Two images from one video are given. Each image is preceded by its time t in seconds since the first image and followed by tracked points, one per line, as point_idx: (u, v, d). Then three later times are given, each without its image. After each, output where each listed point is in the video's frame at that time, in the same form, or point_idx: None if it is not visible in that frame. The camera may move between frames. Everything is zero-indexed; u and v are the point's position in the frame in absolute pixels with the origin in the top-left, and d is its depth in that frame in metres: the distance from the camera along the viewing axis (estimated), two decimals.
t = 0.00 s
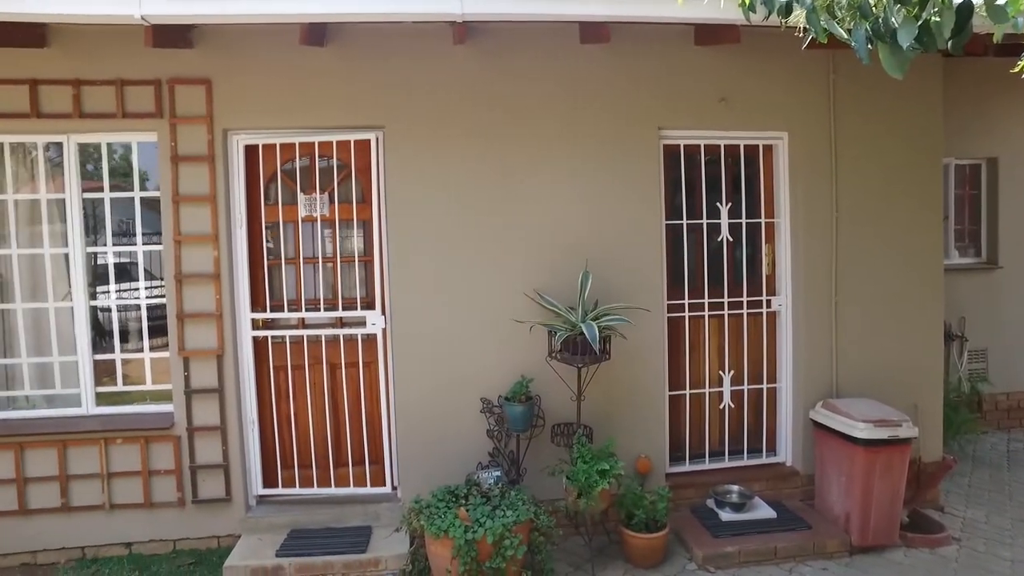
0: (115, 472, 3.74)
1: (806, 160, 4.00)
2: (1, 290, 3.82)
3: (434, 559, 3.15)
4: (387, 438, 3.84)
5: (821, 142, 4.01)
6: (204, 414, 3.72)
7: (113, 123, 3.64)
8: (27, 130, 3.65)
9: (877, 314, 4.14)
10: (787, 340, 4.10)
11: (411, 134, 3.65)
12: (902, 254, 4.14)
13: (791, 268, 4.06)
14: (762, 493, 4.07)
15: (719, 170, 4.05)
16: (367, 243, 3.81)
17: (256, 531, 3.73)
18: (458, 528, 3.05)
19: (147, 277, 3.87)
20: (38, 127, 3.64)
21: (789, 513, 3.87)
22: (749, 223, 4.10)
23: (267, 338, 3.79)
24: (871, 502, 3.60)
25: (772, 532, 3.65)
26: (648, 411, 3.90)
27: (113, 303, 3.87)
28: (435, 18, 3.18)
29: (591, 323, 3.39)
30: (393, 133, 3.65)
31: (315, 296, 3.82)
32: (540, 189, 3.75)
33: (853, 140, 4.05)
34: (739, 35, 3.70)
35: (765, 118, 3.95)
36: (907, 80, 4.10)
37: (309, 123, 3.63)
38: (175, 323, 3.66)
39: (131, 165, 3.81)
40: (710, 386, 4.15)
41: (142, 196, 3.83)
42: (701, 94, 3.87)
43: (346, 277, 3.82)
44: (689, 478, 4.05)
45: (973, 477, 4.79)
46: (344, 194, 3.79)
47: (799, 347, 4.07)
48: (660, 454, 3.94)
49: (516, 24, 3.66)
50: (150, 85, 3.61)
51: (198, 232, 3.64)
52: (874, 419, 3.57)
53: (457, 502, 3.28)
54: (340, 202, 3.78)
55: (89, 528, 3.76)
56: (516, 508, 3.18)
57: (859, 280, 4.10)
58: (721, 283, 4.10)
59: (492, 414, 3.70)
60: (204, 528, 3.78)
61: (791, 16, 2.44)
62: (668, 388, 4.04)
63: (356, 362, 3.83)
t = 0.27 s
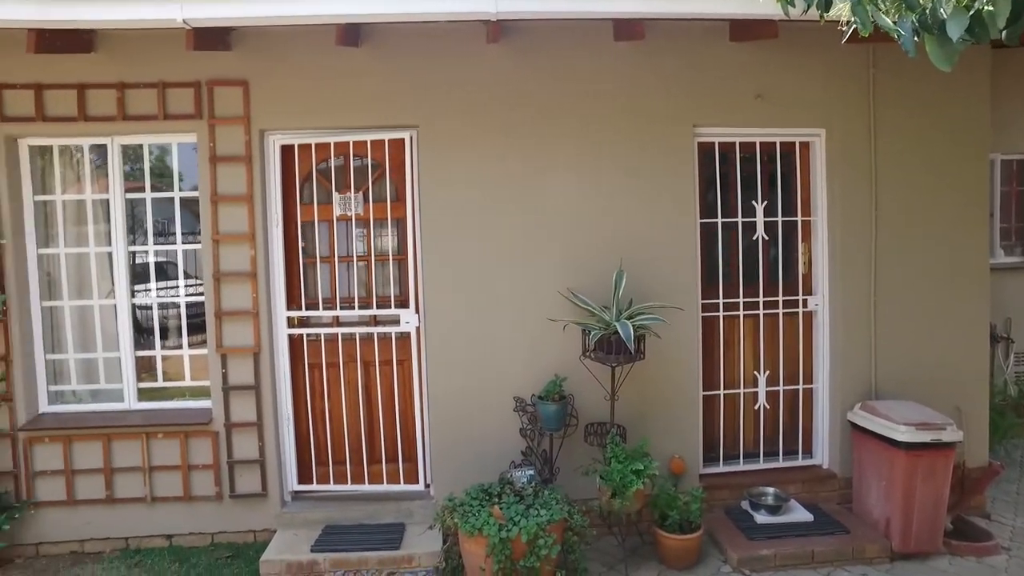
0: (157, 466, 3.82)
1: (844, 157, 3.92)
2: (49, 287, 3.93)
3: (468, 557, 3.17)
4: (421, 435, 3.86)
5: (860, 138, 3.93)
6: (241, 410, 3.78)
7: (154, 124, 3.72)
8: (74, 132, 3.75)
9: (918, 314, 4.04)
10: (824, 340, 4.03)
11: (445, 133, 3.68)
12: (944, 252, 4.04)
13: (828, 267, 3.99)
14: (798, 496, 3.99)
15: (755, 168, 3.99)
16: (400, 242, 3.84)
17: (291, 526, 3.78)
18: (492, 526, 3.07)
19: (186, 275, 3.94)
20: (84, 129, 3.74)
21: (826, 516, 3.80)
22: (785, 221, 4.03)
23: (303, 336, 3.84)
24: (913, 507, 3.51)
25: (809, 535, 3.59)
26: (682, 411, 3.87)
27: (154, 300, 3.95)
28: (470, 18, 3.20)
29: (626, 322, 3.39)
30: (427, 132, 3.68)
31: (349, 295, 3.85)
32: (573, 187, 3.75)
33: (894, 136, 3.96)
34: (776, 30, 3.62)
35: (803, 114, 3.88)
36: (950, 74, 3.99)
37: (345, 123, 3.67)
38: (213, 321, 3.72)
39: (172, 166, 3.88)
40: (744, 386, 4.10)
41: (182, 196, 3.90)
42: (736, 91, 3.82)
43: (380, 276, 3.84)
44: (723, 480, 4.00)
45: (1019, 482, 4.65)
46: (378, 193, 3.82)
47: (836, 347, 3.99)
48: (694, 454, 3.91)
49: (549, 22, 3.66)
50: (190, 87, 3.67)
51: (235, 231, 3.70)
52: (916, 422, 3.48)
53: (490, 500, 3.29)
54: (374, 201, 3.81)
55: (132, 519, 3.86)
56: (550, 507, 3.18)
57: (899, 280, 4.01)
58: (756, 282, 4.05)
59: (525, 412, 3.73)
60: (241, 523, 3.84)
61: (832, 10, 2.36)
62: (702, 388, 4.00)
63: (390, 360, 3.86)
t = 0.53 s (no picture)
0: (188, 462, 3.88)
1: (876, 154, 3.85)
2: (85, 285, 4.02)
3: (496, 555, 3.18)
4: (448, 433, 3.88)
5: (893, 135, 3.86)
6: (271, 408, 3.82)
7: (186, 125, 3.78)
8: (110, 133, 3.83)
9: (953, 314, 3.96)
10: (855, 341, 3.96)
11: (472, 133, 3.69)
12: (981, 251, 3.94)
13: (860, 266, 3.92)
14: (828, 499, 3.94)
15: (784, 166, 3.94)
16: (428, 241, 3.86)
17: (319, 522, 3.81)
18: (520, 525, 3.08)
19: (217, 274, 4.00)
20: (119, 130, 3.81)
21: (858, 520, 3.74)
22: (815, 220, 3.98)
23: (331, 334, 3.87)
24: (948, 512, 3.43)
25: (841, 538, 3.53)
26: (711, 411, 3.84)
27: (185, 298, 4.01)
28: (498, 17, 3.21)
29: (655, 322, 3.37)
30: (454, 132, 3.69)
31: (376, 293, 3.87)
32: (600, 186, 3.74)
33: (928, 132, 3.88)
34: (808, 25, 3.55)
35: (834, 111, 3.82)
36: (987, 68, 3.90)
37: (373, 123, 3.70)
38: (243, 319, 3.77)
39: (203, 166, 3.94)
40: (773, 387, 4.05)
41: (212, 195, 3.95)
42: (766, 88, 3.78)
43: (408, 274, 3.87)
44: (751, 481, 3.96)
45: None
46: (406, 192, 3.84)
47: (868, 348, 3.92)
48: (721, 455, 3.87)
49: (576, 20, 3.65)
50: (221, 89, 3.73)
51: (265, 230, 3.74)
52: (952, 425, 3.41)
53: (518, 499, 3.29)
54: (402, 200, 3.83)
55: (164, 514, 3.93)
56: (577, 507, 3.19)
57: (934, 279, 3.93)
58: (786, 282, 4.00)
59: (552, 412, 3.76)
60: (270, 518, 3.89)
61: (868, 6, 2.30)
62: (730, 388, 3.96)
63: (417, 358, 3.88)
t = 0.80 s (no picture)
0: (227, 458, 3.94)
1: (920, 151, 3.76)
2: (128, 284, 4.11)
3: (531, 555, 3.18)
4: (481, 432, 3.89)
5: (938, 131, 3.76)
6: (307, 405, 3.86)
7: (226, 126, 3.85)
8: (152, 135, 3.91)
9: (1000, 314, 3.84)
10: (897, 342, 3.87)
11: (507, 132, 3.69)
12: None
13: (902, 266, 3.82)
14: (869, 504, 3.85)
15: (824, 163, 3.87)
16: (462, 240, 3.87)
17: (354, 520, 3.84)
18: (556, 525, 3.07)
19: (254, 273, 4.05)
20: (162, 132, 3.89)
21: (900, 526, 3.64)
22: (856, 218, 3.89)
23: (366, 333, 3.90)
24: (998, 522, 3.31)
25: (883, 544, 3.44)
26: (748, 413, 3.78)
27: (224, 297, 4.08)
28: (533, 16, 3.20)
29: (692, 322, 3.33)
30: (489, 131, 3.69)
31: (412, 292, 3.89)
32: (635, 185, 3.71)
33: (975, 127, 3.77)
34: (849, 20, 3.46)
35: (876, 107, 3.74)
36: None
37: (408, 123, 3.72)
38: (280, 317, 3.81)
39: (242, 167, 4.00)
40: (811, 389, 3.98)
41: (250, 195, 4.01)
42: (805, 84, 3.71)
43: (442, 274, 3.88)
44: (789, 484, 3.89)
45: None
46: (440, 192, 3.86)
47: (910, 349, 3.83)
48: (758, 457, 3.81)
49: (612, 18, 3.63)
50: (259, 90, 3.78)
51: (301, 229, 3.78)
52: (1003, 430, 3.30)
53: (553, 499, 3.29)
54: (437, 200, 3.85)
55: (204, 508, 4.00)
56: (613, 508, 3.17)
57: (981, 279, 3.81)
58: (825, 281, 3.92)
59: (586, 412, 3.73)
60: (306, 514, 3.93)
61: None
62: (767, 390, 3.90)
63: (451, 357, 3.90)
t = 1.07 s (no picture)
0: (262, 454, 3.99)
1: (964, 145, 3.65)
2: (166, 282, 4.18)
3: (566, 555, 3.16)
4: (514, 431, 3.88)
5: (983, 125, 3.65)
6: (340, 403, 3.88)
7: (261, 126, 3.89)
8: (190, 136, 3.97)
9: None
10: (940, 342, 3.76)
11: (540, 130, 3.68)
12: None
13: (945, 264, 3.71)
14: (910, 509, 3.76)
15: (863, 159, 3.78)
16: (495, 239, 3.87)
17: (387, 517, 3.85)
18: (592, 525, 3.05)
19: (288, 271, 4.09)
20: (199, 132, 3.95)
21: (943, 531, 3.55)
22: (897, 215, 3.80)
23: (399, 331, 3.91)
24: None
25: (925, 550, 3.36)
26: (785, 413, 3.72)
27: (259, 295, 4.12)
28: (566, 13, 3.18)
29: (728, 321, 3.28)
30: (522, 129, 3.68)
31: (446, 291, 3.90)
32: (670, 182, 3.67)
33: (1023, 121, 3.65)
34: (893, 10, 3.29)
35: (919, 101, 3.64)
36: None
37: (441, 121, 3.73)
38: (314, 315, 3.84)
39: (277, 166, 4.04)
40: (850, 390, 3.89)
41: (285, 194, 4.04)
42: (844, 79, 3.63)
43: (475, 272, 3.88)
44: (826, 487, 3.81)
45: None
46: (473, 190, 3.86)
47: (954, 350, 3.72)
48: (795, 459, 3.74)
49: (646, 14, 3.59)
50: (293, 90, 3.81)
51: (335, 228, 3.81)
52: None
53: (587, 499, 3.26)
54: (470, 198, 3.85)
55: (239, 503, 4.05)
56: (648, 508, 3.14)
57: None
58: (864, 280, 3.83)
59: (620, 412, 3.72)
60: (339, 511, 3.96)
61: None
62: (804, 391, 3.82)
63: (484, 356, 3.89)
